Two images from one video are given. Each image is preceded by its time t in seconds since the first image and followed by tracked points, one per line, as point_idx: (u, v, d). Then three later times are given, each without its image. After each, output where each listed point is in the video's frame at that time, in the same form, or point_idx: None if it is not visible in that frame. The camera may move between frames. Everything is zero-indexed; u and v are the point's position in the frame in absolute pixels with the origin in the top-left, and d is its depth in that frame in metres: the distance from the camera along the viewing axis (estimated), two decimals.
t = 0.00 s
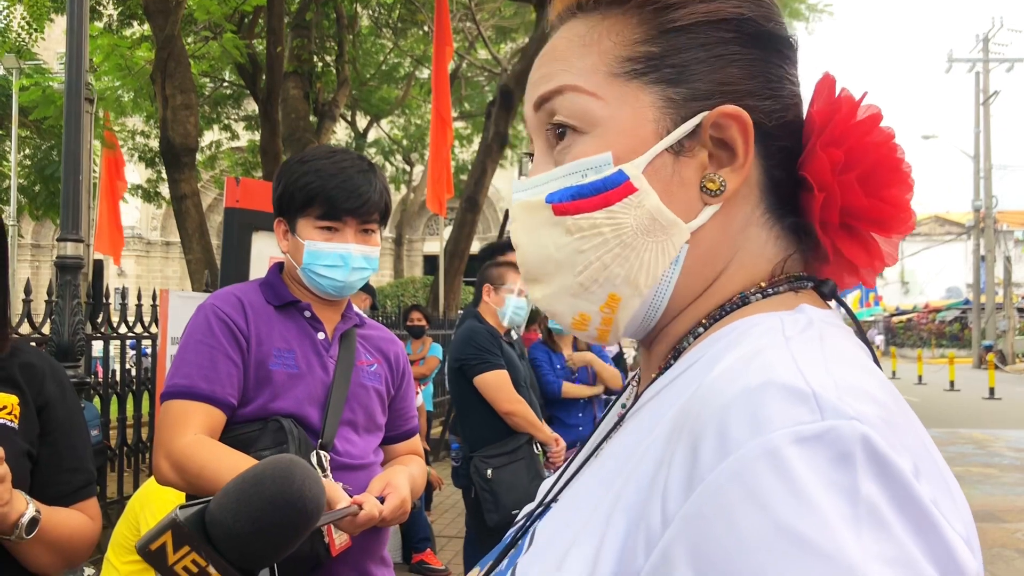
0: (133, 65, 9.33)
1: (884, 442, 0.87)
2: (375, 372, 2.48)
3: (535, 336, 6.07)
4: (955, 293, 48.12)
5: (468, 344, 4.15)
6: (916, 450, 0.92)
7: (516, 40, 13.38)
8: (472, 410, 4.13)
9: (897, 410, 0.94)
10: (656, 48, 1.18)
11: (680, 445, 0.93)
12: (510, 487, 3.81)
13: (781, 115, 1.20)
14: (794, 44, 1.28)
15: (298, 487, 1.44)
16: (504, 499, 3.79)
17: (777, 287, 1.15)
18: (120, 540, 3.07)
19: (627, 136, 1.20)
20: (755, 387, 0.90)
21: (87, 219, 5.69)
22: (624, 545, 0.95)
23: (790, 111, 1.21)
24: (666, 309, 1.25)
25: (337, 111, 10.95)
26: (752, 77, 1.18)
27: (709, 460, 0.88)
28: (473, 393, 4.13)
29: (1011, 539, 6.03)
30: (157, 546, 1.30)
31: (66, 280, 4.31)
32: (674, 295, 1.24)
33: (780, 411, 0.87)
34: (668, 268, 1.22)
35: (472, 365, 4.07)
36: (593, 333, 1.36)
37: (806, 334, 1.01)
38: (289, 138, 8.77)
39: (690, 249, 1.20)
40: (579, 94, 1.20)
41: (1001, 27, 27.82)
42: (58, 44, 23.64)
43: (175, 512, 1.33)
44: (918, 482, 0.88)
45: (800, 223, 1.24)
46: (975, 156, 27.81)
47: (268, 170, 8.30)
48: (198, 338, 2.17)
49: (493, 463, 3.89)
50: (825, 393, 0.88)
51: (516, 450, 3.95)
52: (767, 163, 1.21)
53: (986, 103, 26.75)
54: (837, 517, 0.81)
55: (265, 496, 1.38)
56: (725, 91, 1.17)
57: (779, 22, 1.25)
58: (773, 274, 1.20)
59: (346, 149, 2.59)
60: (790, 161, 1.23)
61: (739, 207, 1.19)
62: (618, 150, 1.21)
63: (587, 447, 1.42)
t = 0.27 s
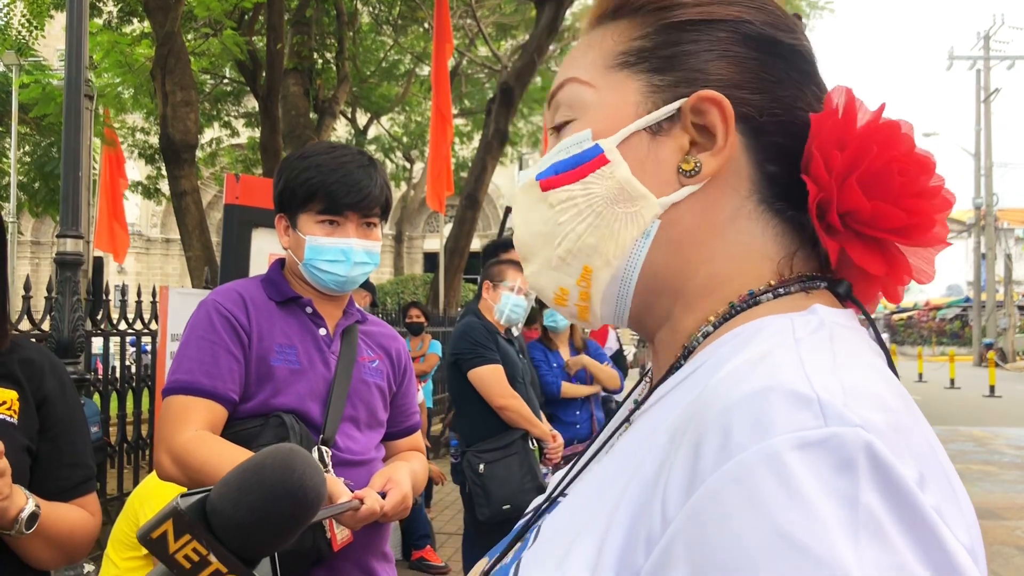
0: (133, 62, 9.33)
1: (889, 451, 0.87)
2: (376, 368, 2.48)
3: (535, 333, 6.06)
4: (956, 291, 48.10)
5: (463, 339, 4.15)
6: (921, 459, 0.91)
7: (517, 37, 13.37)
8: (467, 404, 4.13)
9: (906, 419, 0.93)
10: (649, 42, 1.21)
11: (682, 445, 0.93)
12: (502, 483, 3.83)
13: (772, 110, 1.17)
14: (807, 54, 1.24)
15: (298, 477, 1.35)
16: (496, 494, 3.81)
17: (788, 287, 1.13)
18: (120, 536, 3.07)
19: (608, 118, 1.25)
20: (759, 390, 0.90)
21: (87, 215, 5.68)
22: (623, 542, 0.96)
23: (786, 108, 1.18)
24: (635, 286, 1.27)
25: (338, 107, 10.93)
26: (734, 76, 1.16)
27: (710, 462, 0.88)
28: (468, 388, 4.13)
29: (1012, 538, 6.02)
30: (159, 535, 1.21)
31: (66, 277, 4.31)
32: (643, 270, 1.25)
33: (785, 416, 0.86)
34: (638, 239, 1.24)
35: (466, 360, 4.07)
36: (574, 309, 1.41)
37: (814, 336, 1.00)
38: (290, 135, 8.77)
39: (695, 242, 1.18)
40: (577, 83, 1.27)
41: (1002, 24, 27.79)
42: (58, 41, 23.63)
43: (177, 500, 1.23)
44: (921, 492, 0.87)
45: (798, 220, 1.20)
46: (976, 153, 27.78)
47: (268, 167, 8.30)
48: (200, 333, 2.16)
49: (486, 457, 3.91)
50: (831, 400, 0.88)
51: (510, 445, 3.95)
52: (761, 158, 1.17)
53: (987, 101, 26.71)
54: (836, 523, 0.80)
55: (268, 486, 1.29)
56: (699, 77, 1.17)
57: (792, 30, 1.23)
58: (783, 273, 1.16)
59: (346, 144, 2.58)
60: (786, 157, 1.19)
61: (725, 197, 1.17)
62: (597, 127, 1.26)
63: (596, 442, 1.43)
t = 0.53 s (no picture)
0: (132, 60, 9.32)
1: (858, 444, 0.87)
2: (378, 366, 2.49)
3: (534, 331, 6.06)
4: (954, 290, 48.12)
5: (461, 337, 4.14)
6: (897, 453, 0.91)
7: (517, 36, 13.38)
8: (465, 402, 4.13)
9: (884, 413, 0.93)
10: (666, 37, 1.21)
11: (658, 439, 0.94)
12: (499, 480, 3.83)
13: (783, 110, 1.16)
14: (830, 49, 1.23)
15: (307, 471, 1.30)
16: (493, 491, 3.82)
17: (780, 286, 1.13)
18: (120, 534, 3.07)
19: (620, 115, 1.25)
20: (731, 384, 0.91)
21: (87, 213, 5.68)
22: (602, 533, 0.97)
23: (800, 107, 1.18)
24: (639, 281, 1.28)
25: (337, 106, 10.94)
26: (750, 75, 1.16)
27: (680, 454, 0.89)
28: (466, 385, 4.13)
29: (1010, 536, 6.03)
30: (167, 529, 1.18)
31: (66, 275, 4.31)
32: (647, 266, 1.25)
33: (754, 410, 0.87)
34: (642, 237, 1.24)
35: (464, 358, 4.07)
36: (582, 301, 1.42)
37: (797, 332, 1.00)
38: (289, 133, 8.78)
39: (696, 241, 1.19)
40: (593, 79, 1.28)
41: (1001, 24, 27.81)
42: (57, 40, 23.62)
43: (186, 493, 1.21)
44: (891, 485, 0.86)
45: (803, 220, 1.19)
46: (975, 152, 27.80)
47: (268, 165, 8.30)
48: (202, 330, 2.17)
49: (484, 455, 3.92)
50: (801, 394, 0.88)
51: (508, 443, 3.95)
52: (771, 157, 1.17)
53: (986, 100, 26.73)
54: (797, 514, 0.80)
55: (275, 480, 1.25)
56: (714, 78, 1.17)
57: (810, 27, 1.22)
58: (776, 272, 1.16)
59: (347, 142, 2.59)
60: (798, 157, 1.19)
61: (730, 194, 1.17)
62: (608, 124, 1.27)
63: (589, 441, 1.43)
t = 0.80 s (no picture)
0: (132, 62, 9.32)
1: (829, 431, 0.86)
2: (378, 366, 2.48)
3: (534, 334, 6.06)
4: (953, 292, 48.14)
5: (462, 338, 4.13)
6: (872, 439, 0.90)
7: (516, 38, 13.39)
8: (465, 404, 4.13)
9: (859, 400, 0.92)
10: (655, 37, 1.20)
11: (634, 431, 0.94)
12: (499, 481, 3.83)
13: (771, 112, 1.15)
14: (824, 48, 1.21)
15: (322, 474, 1.34)
16: (492, 492, 3.82)
17: (760, 282, 1.12)
18: (119, 536, 3.06)
19: (606, 116, 1.25)
20: (704, 373, 0.91)
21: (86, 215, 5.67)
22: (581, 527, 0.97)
23: (789, 109, 1.17)
24: (613, 276, 1.29)
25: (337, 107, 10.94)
26: (741, 76, 1.15)
27: (654, 444, 0.89)
28: (466, 387, 4.12)
29: (1010, 538, 6.02)
30: (180, 533, 1.22)
31: (65, 276, 4.30)
32: (621, 263, 1.27)
33: (726, 399, 0.87)
34: (617, 236, 1.26)
35: (464, 359, 4.07)
36: (560, 291, 1.45)
37: (773, 323, 1.00)
38: (288, 135, 8.78)
39: (677, 240, 1.19)
40: (585, 78, 1.28)
41: (999, 26, 27.85)
42: (57, 42, 23.64)
43: (199, 497, 1.24)
44: (862, 471, 0.85)
45: (787, 220, 1.18)
46: (974, 154, 27.82)
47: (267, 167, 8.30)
48: (204, 330, 2.16)
49: (483, 456, 3.91)
50: (772, 382, 0.88)
51: (508, 444, 3.94)
52: (758, 159, 1.16)
53: (985, 102, 26.76)
54: (768, 499, 0.80)
55: (289, 484, 1.29)
56: (703, 81, 1.16)
57: (805, 26, 1.21)
58: (757, 269, 1.15)
59: (350, 143, 2.58)
60: (788, 159, 1.18)
61: (712, 195, 1.16)
62: (594, 124, 1.27)
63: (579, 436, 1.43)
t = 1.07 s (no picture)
0: (134, 69, 9.35)
1: (825, 449, 0.87)
2: (382, 376, 2.49)
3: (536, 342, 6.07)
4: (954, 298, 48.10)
5: (463, 346, 4.14)
6: (868, 456, 0.90)
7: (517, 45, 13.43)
8: (466, 412, 4.13)
9: (854, 418, 0.92)
10: (653, 57, 1.22)
11: (632, 449, 0.95)
12: (500, 490, 3.83)
13: (768, 132, 1.16)
14: (824, 68, 1.22)
15: (340, 493, 1.40)
16: (494, 501, 3.82)
17: (758, 298, 1.13)
18: (118, 544, 3.07)
19: (604, 136, 1.26)
20: (701, 392, 0.91)
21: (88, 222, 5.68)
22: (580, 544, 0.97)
23: (786, 129, 1.18)
24: (622, 295, 1.30)
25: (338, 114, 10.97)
26: (738, 97, 1.16)
27: (653, 463, 0.89)
28: (468, 395, 4.13)
29: (1010, 547, 6.00)
30: (201, 550, 1.33)
31: (66, 284, 4.31)
32: (629, 282, 1.28)
33: (722, 418, 0.88)
34: (622, 256, 1.27)
35: (466, 367, 4.07)
36: (571, 311, 1.46)
37: (769, 342, 1.01)
38: (289, 142, 8.81)
39: (675, 258, 1.20)
40: (583, 97, 1.30)
41: (999, 34, 27.93)
42: (60, 49, 23.71)
43: (220, 515, 1.35)
44: (857, 489, 0.85)
45: (783, 239, 1.19)
46: (975, 161, 27.85)
47: (269, 174, 8.31)
48: (209, 339, 2.17)
49: (485, 465, 3.92)
50: (767, 401, 0.88)
51: (509, 452, 3.95)
52: (754, 179, 1.17)
53: (986, 110, 26.80)
54: (766, 519, 0.81)
55: (305, 506, 1.36)
56: (700, 101, 1.17)
57: (804, 45, 1.21)
58: (756, 285, 1.16)
59: (354, 154, 2.60)
60: (784, 179, 1.19)
61: (711, 213, 1.17)
62: (592, 144, 1.28)
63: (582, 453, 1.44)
